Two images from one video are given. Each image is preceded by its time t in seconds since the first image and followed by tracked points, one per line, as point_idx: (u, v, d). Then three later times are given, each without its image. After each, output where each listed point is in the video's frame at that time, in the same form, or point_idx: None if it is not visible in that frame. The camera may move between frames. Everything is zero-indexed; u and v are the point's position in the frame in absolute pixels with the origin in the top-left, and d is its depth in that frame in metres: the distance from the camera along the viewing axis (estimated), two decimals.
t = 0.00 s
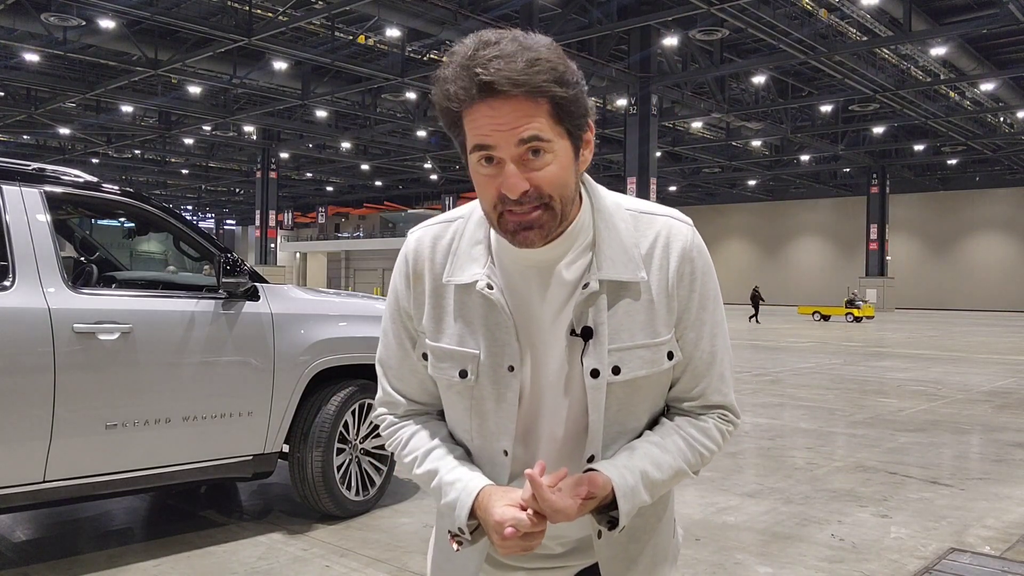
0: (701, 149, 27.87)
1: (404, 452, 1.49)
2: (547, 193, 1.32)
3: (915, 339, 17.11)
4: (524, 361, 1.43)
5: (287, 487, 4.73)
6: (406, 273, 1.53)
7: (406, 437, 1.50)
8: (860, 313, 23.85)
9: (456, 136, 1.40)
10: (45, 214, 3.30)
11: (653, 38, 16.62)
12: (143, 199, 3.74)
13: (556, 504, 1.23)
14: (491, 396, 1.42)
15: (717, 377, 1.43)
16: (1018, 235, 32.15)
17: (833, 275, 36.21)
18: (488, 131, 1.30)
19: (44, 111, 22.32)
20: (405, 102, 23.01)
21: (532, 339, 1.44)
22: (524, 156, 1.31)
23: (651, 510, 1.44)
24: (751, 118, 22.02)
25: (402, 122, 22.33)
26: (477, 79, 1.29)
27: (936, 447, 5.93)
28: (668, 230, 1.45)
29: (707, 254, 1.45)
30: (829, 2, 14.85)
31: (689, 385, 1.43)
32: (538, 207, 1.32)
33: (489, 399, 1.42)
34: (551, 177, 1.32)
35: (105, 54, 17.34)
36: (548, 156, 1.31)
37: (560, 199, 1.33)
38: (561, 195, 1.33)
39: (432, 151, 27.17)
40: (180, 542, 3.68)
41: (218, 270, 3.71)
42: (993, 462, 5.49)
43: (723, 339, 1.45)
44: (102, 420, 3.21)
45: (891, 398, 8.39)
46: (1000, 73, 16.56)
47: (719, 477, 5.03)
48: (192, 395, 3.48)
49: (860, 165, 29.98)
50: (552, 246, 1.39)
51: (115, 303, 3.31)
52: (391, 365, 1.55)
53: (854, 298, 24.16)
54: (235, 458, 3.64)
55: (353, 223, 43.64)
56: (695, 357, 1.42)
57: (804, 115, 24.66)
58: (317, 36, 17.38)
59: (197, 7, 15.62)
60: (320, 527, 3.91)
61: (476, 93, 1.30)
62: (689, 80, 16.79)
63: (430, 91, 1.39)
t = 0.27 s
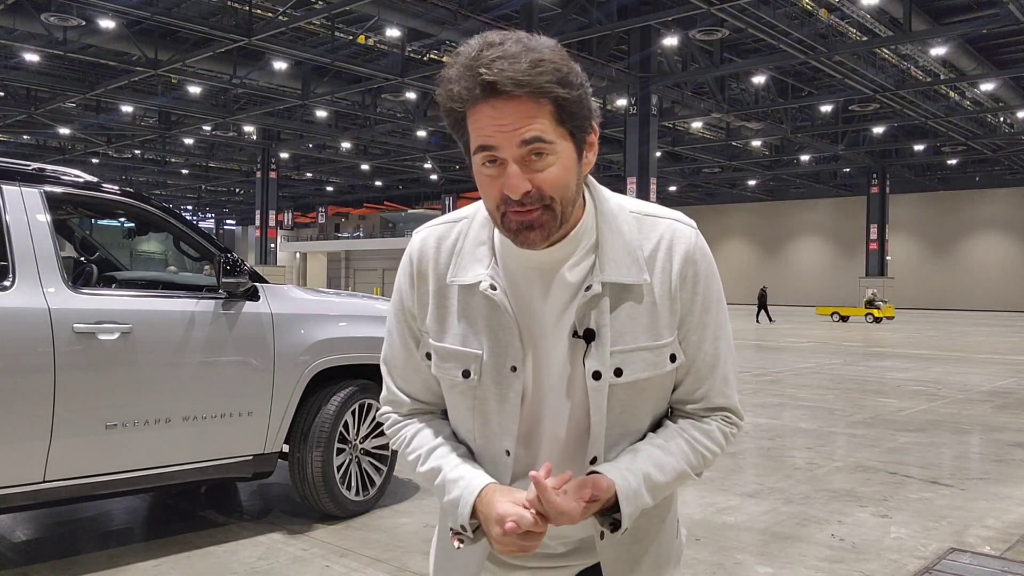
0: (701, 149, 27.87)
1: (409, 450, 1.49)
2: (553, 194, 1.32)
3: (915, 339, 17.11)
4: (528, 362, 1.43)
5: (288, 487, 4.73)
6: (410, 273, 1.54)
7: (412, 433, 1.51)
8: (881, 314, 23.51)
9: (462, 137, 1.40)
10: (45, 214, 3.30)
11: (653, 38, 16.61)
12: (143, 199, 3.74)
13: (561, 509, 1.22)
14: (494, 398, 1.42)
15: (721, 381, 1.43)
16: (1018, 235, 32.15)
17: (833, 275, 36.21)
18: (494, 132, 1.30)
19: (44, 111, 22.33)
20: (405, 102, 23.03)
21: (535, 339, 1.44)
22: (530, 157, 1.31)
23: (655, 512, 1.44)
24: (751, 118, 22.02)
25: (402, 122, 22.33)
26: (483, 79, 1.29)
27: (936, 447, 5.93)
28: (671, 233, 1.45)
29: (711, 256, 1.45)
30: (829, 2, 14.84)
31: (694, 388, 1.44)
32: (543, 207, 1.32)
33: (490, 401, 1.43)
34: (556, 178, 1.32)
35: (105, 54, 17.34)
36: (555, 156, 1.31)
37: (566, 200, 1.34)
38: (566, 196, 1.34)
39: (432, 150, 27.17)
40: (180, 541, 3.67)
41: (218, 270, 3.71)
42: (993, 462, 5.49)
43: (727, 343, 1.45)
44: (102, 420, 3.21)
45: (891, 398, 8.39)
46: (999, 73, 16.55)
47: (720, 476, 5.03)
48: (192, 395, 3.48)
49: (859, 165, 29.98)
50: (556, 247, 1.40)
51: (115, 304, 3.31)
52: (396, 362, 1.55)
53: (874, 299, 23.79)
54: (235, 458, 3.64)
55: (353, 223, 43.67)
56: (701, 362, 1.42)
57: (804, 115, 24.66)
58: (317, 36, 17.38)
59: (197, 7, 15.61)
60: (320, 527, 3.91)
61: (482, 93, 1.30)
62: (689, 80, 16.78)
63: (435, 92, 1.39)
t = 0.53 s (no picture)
0: (701, 149, 27.86)
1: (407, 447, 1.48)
2: (559, 190, 1.32)
3: (916, 339, 17.10)
4: (531, 360, 1.44)
5: (288, 487, 4.73)
6: (413, 271, 1.54)
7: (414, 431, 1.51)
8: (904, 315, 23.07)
9: (467, 136, 1.39)
10: (45, 214, 3.30)
11: (653, 38, 16.60)
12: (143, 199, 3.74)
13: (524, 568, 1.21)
14: (498, 394, 1.42)
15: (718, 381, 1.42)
16: (1018, 235, 32.14)
17: (833, 275, 36.20)
18: (502, 129, 1.30)
19: (43, 111, 22.33)
20: (405, 102, 23.03)
21: (537, 335, 1.44)
22: (535, 152, 1.31)
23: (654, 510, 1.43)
24: (751, 118, 22.01)
25: (402, 122, 22.32)
26: (491, 74, 1.29)
27: (936, 447, 5.93)
28: (671, 232, 1.45)
29: (710, 255, 1.45)
30: (829, 2, 14.82)
31: (692, 386, 1.43)
32: (547, 202, 1.31)
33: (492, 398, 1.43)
34: (563, 174, 1.32)
35: (105, 55, 17.35)
36: (561, 152, 1.31)
37: (571, 196, 1.33)
38: (570, 192, 1.33)
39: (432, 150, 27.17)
40: (180, 542, 3.67)
41: (218, 270, 3.71)
42: (992, 462, 5.49)
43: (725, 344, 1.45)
44: (102, 421, 3.21)
45: (891, 398, 8.39)
46: (999, 73, 16.55)
47: (719, 477, 5.03)
48: (192, 395, 3.47)
49: (860, 165, 29.97)
50: (559, 243, 1.40)
51: (115, 303, 3.30)
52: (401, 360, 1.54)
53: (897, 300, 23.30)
54: (235, 458, 3.64)
55: (353, 223, 43.66)
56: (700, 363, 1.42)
57: (804, 115, 24.66)
58: (317, 36, 17.38)
59: (197, 7, 15.61)
60: (320, 527, 3.91)
61: (490, 89, 1.30)
62: (689, 80, 16.78)
63: (442, 90, 1.39)
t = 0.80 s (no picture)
0: (701, 149, 27.86)
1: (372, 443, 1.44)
2: (574, 177, 1.33)
3: (916, 339, 17.10)
4: (530, 346, 1.44)
5: (288, 487, 4.73)
6: (413, 262, 1.53)
7: (376, 424, 1.47)
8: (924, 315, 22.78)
9: (483, 122, 1.38)
10: (45, 215, 3.30)
11: (653, 38, 16.60)
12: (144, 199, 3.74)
13: (441, 551, 1.20)
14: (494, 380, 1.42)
15: (688, 362, 1.35)
16: (1018, 235, 32.14)
17: (833, 275, 36.21)
18: (524, 114, 1.30)
19: (43, 111, 22.33)
20: (405, 103, 23.04)
21: (533, 319, 1.44)
22: (553, 138, 1.31)
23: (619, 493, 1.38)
24: (751, 118, 22.01)
25: (402, 122, 22.33)
26: (517, 62, 1.29)
27: (936, 447, 5.94)
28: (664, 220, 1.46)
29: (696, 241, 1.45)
30: (829, 2, 14.81)
31: (654, 367, 1.37)
32: (560, 188, 1.32)
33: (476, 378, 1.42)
34: (577, 161, 1.33)
35: (105, 55, 17.35)
36: (577, 140, 1.32)
37: (583, 183, 1.35)
38: (581, 179, 1.34)
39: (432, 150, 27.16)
40: (180, 542, 3.67)
41: (218, 270, 3.71)
42: (992, 463, 5.49)
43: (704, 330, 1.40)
44: (103, 420, 3.21)
45: (891, 398, 8.39)
46: (999, 73, 16.55)
47: (719, 477, 5.03)
48: (192, 395, 3.47)
49: (860, 165, 29.97)
50: (560, 229, 1.40)
51: (115, 304, 3.30)
52: (392, 352, 1.52)
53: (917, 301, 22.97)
54: (235, 458, 3.64)
55: (353, 223, 43.65)
56: (676, 346, 1.37)
57: (804, 115, 24.67)
58: (317, 36, 17.38)
59: (197, 7, 15.61)
60: (319, 527, 3.91)
61: (514, 75, 1.29)
62: (689, 80, 16.78)
63: (461, 77, 1.38)
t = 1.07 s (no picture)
0: (701, 149, 27.86)
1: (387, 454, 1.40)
2: (559, 176, 1.34)
3: (915, 339, 17.10)
4: (520, 343, 1.43)
5: (288, 487, 4.73)
6: (404, 267, 1.51)
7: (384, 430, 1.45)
8: (946, 316, 22.40)
9: (466, 128, 1.39)
10: (45, 214, 3.30)
11: (653, 38, 16.60)
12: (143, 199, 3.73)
13: (505, 533, 1.20)
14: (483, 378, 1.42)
15: (676, 353, 1.38)
16: (1018, 235, 32.15)
17: (833, 275, 36.21)
18: (510, 117, 1.31)
19: (43, 111, 22.33)
20: (405, 103, 23.04)
21: (524, 317, 1.44)
22: (538, 140, 1.32)
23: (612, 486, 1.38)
24: (751, 118, 22.01)
25: (402, 122, 22.34)
26: (503, 66, 1.29)
27: (936, 447, 5.93)
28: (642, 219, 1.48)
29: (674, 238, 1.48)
30: (829, 2, 14.81)
31: (641, 363, 1.39)
32: (546, 186, 1.33)
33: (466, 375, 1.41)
34: (563, 161, 1.34)
35: (105, 55, 17.34)
36: (562, 141, 1.33)
37: (567, 183, 1.36)
38: (565, 178, 1.36)
39: (432, 150, 27.17)
40: (180, 541, 3.68)
41: (218, 270, 3.71)
42: (992, 462, 5.49)
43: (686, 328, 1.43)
44: (103, 420, 3.21)
45: (891, 398, 8.39)
46: (1000, 73, 16.55)
47: (720, 477, 5.03)
48: (192, 395, 3.47)
49: (860, 165, 29.97)
50: (545, 229, 1.41)
51: (116, 303, 3.31)
52: (386, 356, 1.50)
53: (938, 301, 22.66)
54: (235, 458, 3.64)
55: (353, 223, 43.66)
56: (658, 339, 1.38)
57: (804, 115, 24.68)
58: (317, 36, 17.37)
59: (197, 7, 15.61)
60: (320, 527, 3.91)
61: (500, 79, 1.30)
62: (689, 80, 16.77)
63: (447, 84, 1.38)
